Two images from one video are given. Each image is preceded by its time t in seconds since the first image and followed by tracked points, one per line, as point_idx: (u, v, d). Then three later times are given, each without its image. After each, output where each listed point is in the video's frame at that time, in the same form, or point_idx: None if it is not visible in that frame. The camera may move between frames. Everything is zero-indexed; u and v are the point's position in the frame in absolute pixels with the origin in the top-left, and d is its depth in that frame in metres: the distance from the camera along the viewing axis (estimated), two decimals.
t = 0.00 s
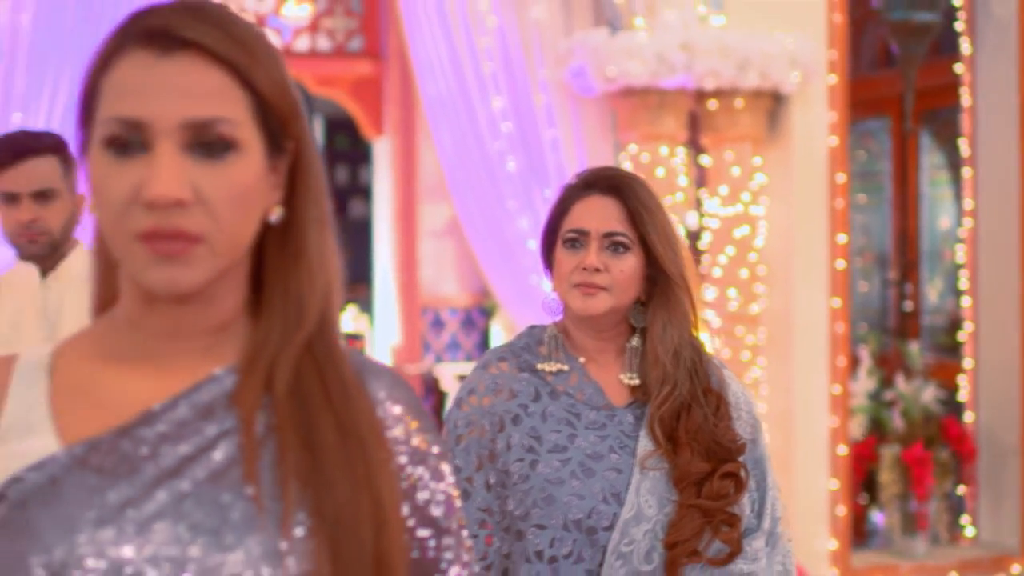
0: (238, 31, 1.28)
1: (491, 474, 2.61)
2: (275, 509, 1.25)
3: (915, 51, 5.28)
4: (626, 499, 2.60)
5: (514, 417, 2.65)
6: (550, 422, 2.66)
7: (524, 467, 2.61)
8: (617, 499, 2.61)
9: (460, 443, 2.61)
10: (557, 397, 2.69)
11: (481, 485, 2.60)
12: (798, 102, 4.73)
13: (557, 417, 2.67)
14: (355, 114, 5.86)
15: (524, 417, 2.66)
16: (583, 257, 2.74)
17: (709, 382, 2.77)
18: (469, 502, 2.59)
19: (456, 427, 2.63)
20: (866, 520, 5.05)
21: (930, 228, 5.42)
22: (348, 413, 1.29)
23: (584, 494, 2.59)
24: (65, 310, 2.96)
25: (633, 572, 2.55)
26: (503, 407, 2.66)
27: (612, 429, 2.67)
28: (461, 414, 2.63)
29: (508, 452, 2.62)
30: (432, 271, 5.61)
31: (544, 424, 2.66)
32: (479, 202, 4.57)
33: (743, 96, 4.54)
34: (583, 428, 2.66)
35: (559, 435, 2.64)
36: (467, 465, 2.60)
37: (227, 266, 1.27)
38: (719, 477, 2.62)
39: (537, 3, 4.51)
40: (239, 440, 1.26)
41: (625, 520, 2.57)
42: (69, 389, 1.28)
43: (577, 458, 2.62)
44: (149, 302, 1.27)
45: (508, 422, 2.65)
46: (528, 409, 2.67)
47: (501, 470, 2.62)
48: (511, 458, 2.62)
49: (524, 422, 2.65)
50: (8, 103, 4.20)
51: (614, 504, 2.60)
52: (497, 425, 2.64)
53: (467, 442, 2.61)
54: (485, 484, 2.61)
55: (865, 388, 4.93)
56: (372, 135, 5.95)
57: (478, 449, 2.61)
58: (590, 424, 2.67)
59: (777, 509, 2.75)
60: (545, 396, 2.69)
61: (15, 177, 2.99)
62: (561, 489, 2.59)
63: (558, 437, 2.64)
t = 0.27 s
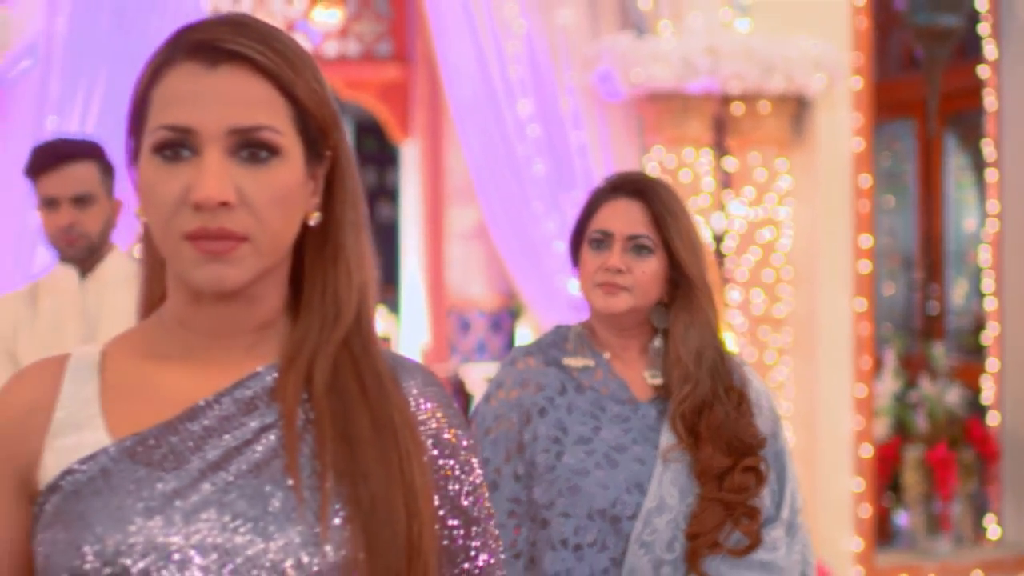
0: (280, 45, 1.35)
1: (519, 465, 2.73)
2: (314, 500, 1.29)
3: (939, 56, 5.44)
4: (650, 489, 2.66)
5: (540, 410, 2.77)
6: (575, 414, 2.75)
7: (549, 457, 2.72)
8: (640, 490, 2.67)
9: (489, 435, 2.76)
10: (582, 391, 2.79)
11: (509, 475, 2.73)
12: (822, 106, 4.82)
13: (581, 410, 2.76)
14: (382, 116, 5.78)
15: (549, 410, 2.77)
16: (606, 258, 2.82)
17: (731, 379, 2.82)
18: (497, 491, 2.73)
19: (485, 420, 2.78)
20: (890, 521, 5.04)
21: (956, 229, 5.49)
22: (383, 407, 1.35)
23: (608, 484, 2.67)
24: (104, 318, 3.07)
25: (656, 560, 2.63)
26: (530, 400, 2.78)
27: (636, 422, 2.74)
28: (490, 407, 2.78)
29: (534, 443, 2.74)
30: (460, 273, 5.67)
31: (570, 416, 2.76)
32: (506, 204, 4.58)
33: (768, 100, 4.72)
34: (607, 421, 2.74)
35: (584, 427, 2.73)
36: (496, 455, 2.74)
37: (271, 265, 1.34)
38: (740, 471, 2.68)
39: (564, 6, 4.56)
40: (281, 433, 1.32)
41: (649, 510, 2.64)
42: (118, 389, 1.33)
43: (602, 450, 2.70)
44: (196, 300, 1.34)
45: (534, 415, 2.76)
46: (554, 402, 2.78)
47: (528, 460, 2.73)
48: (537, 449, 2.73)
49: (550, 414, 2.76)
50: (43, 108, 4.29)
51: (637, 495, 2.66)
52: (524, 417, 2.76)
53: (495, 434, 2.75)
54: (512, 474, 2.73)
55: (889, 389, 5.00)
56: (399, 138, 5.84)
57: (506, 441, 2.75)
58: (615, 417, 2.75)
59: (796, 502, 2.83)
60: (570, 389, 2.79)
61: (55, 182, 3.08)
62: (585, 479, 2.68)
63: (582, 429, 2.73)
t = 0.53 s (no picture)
0: (314, 52, 1.40)
1: (543, 455, 2.82)
2: (342, 493, 1.34)
3: (958, 57, 5.53)
4: (670, 479, 2.72)
5: (564, 402, 2.86)
6: (598, 406, 2.84)
7: (573, 447, 2.81)
8: (660, 479, 2.73)
9: (514, 426, 2.86)
10: (605, 384, 2.87)
11: (534, 465, 2.82)
12: (842, 107, 4.87)
13: (605, 402, 2.84)
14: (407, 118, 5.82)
15: (573, 402, 2.86)
16: (630, 256, 2.87)
17: (752, 372, 2.87)
18: (521, 480, 2.81)
19: (510, 412, 2.88)
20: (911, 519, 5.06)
21: (977, 228, 5.54)
22: (408, 403, 1.40)
23: (630, 473, 2.74)
24: (138, 322, 3.13)
25: (676, 549, 2.69)
26: (554, 391, 2.88)
27: (658, 414, 2.80)
28: (515, 400, 2.89)
29: (558, 434, 2.83)
30: (483, 273, 5.67)
31: (593, 407, 2.84)
32: (528, 205, 4.62)
33: (789, 100, 4.73)
34: (630, 413, 2.81)
35: (607, 418, 2.82)
36: (520, 446, 2.84)
37: (303, 262, 1.40)
38: (759, 462, 2.74)
39: (585, 7, 4.62)
40: (312, 431, 1.36)
41: (670, 499, 2.71)
42: (154, 390, 1.38)
43: (624, 441, 2.78)
44: (230, 295, 1.40)
45: (558, 406, 2.86)
46: (577, 394, 2.87)
47: (552, 451, 2.82)
48: (561, 439, 2.82)
49: (574, 406, 2.85)
50: (72, 109, 4.40)
51: (658, 484, 2.73)
52: (549, 408, 2.86)
53: (520, 425, 2.85)
54: (536, 464, 2.82)
55: (910, 386, 5.02)
56: (423, 139, 5.86)
57: (531, 431, 2.85)
58: (638, 409, 2.82)
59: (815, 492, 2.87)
60: (594, 382, 2.87)
61: (85, 185, 3.15)
62: (607, 470, 2.75)
63: (605, 421, 2.81)
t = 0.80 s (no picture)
0: (349, 60, 1.47)
1: (573, 448, 2.90)
2: (372, 487, 1.40)
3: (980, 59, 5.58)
4: (698, 471, 2.80)
5: (592, 398, 2.95)
6: (626, 400, 2.92)
7: (603, 441, 2.89)
8: (687, 471, 2.81)
9: (544, 422, 2.93)
10: (631, 379, 2.95)
11: (564, 460, 2.88)
12: (863, 110, 4.91)
13: (633, 398, 2.92)
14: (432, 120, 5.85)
15: (602, 397, 2.94)
16: (656, 257, 2.92)
17: (776, 369, 2.94)
18: (551, 475, 2.87)
19: (542, 407, 2.96)
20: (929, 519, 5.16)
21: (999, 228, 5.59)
22: (435, 400, 1.46)
23: (658, 465, 2.82)
24: (174, 321, 3.21)
25: (703, 540, 2.76)
26: (584, 387, 2.96)
27: (684, 408, 2.88)
28: (546, 396, 2.97)
29: (588, 428, 2.91)
30: (508, 273, 5.74)
31: (623, 402, 2.92)
32: (553, 206, 4.70)
33: (811, 102, 4.76)
34: (657, 408, 2.89)
35: (634, 412, 2.90)
36: (551, 441, 2.91)
37: (337, 260, 1.46)
38: (783, 454, 2.81)
39: (609, 9, 4.64)
40: (343, 430, 1.42)
41: (697, 492, 2.78)
42: (196, 388, 1.44)
43: (652, 434, 2.86)
44: (268, 292, 1.47)
45: (587, 402, 2.94)
46: (606, 389, 2.95)
47: (581, 445, 2.90)
48: (591, 433, 2.90)
49: (603, 401, 2.94)
50: (103, 112, 4.49)
51: (685, 476, 2.80)
52: (578, 404, 2.94)
53: (551, 421, 2.93)
54: (567, 459, 2.89)
55: (931, 386, 5.07)
56: (448, 141, 5.89)
57: (561, 426, 2.92)
58: (664, 404, 2.89)
59: (837, 484, 2.93)
60: (621, 377, 2.96)
61: (120, 187, 3.23)
62: (636, 463, 2.83)
63: (633, 415, 2.89)
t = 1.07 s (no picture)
0: (374, 68, 1.53)
1: (599, 445, 2.97)
2: (398, 482, 1.45)
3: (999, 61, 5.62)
4: (721, 467, 2.84)
5: (618, 396, 3.01)
6: (653, 399, 2.98)
7: (628, 439, 2.95)
8: (711, 468, 2.86)
9: (571, 420, 3.01)
10: (657, 378, 3.00)
11: (591, 457, 2.96)
12: (882, 112, 4.94)
13: (658, 396, 2.98)
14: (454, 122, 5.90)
15: (628, 396, 3.00)
16: (681, 258, 2.97)
17: (799, 368, 2.99)
18: (577, 472, 2.95)
19: (569, 405, 3.03)
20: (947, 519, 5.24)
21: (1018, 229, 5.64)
22: (459, 397, 1.51)
23: (681, 462, 2.87)
24: (203, 317, 3.27)
25: (726, 535, 2.81)
26: (610, 387, 3.02)
27: (708, 407, 2.93)
28: (572, 395, 3.04)
29: (614, 425, 2.97)
30: (528, 274, 5.80)
31: (649, 401, 2.98)
32: (574, 208, 4.76)
33: (830, 106, 4.84)
34: (682, 406, 2.94)
35: (660, 410, 2.95)
36: (577, 438, 2.99)
37: (364, 260, 1.52)
38: (805, 451, 2.86)
39: (629, 12, 4.68)
40: (370, 428, 1.48)
41: (719, 488, 2.82)
42: (229, 385, 1.51)
43: (676, 432, 2.91)
44: (298, 291, 1.53)
45: (613, 400, 3.00)
46: (632, 388, 3.02)
47: (607, 442, 2.97)
48: (617, 430, 2.96)
49: (629, 400, 3.00)
50: (129, 114, 4.58)
51: (709, 472, 2.85)
52: (605, 403, 3.01)
53: (577, 419, 3.00)
54: (593, 456, 2.96)
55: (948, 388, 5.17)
56: (469, 143, 5.93)
57: (587, 424, 2.99)
58: (689, 402, 2.94)
59: (858, 481, 2.98)
60: (648, 376, 3.02)
61: (150, 190, 3.30)
62: (660, 459, 2.89)
63: (659, 413, 2.95)
